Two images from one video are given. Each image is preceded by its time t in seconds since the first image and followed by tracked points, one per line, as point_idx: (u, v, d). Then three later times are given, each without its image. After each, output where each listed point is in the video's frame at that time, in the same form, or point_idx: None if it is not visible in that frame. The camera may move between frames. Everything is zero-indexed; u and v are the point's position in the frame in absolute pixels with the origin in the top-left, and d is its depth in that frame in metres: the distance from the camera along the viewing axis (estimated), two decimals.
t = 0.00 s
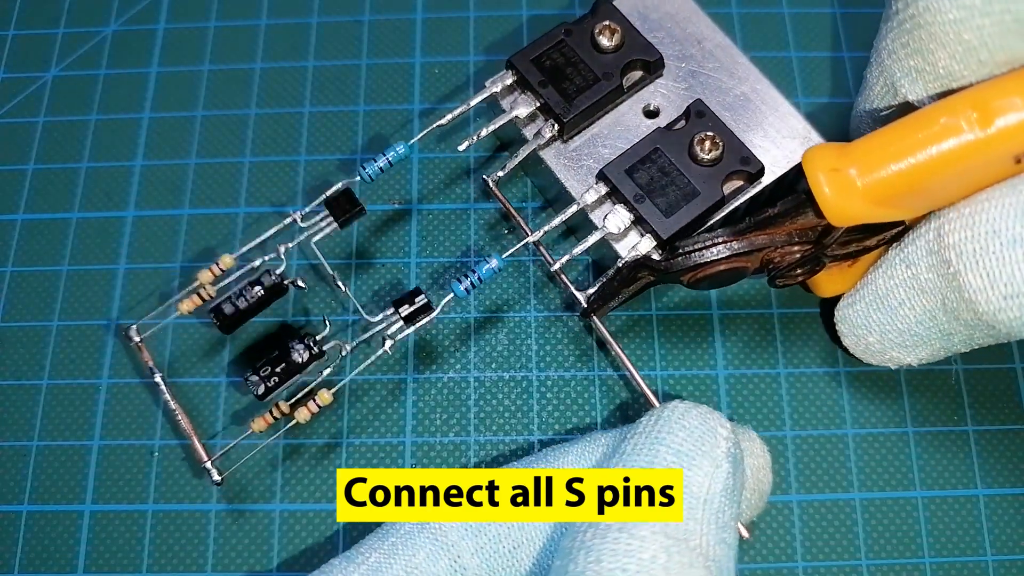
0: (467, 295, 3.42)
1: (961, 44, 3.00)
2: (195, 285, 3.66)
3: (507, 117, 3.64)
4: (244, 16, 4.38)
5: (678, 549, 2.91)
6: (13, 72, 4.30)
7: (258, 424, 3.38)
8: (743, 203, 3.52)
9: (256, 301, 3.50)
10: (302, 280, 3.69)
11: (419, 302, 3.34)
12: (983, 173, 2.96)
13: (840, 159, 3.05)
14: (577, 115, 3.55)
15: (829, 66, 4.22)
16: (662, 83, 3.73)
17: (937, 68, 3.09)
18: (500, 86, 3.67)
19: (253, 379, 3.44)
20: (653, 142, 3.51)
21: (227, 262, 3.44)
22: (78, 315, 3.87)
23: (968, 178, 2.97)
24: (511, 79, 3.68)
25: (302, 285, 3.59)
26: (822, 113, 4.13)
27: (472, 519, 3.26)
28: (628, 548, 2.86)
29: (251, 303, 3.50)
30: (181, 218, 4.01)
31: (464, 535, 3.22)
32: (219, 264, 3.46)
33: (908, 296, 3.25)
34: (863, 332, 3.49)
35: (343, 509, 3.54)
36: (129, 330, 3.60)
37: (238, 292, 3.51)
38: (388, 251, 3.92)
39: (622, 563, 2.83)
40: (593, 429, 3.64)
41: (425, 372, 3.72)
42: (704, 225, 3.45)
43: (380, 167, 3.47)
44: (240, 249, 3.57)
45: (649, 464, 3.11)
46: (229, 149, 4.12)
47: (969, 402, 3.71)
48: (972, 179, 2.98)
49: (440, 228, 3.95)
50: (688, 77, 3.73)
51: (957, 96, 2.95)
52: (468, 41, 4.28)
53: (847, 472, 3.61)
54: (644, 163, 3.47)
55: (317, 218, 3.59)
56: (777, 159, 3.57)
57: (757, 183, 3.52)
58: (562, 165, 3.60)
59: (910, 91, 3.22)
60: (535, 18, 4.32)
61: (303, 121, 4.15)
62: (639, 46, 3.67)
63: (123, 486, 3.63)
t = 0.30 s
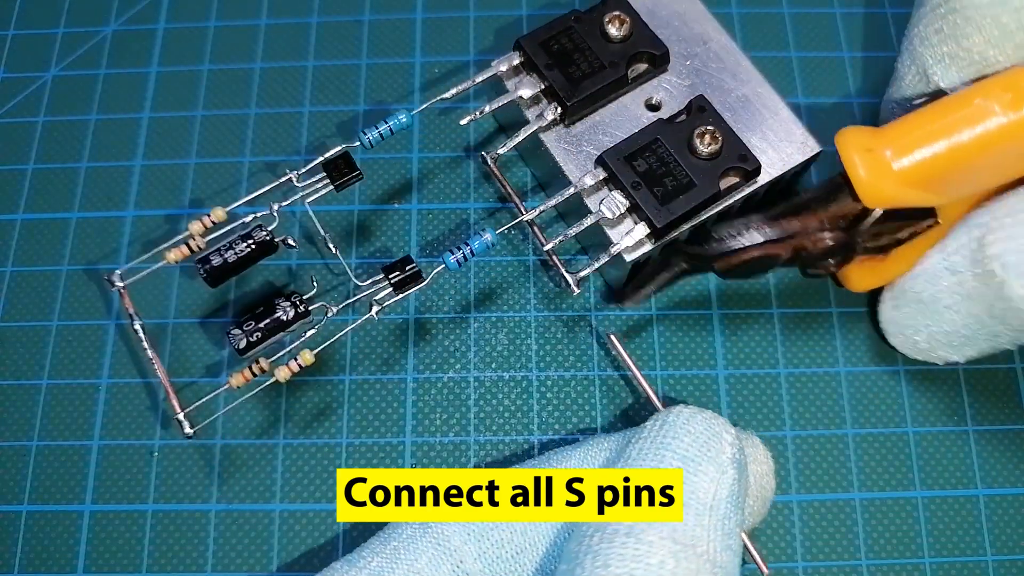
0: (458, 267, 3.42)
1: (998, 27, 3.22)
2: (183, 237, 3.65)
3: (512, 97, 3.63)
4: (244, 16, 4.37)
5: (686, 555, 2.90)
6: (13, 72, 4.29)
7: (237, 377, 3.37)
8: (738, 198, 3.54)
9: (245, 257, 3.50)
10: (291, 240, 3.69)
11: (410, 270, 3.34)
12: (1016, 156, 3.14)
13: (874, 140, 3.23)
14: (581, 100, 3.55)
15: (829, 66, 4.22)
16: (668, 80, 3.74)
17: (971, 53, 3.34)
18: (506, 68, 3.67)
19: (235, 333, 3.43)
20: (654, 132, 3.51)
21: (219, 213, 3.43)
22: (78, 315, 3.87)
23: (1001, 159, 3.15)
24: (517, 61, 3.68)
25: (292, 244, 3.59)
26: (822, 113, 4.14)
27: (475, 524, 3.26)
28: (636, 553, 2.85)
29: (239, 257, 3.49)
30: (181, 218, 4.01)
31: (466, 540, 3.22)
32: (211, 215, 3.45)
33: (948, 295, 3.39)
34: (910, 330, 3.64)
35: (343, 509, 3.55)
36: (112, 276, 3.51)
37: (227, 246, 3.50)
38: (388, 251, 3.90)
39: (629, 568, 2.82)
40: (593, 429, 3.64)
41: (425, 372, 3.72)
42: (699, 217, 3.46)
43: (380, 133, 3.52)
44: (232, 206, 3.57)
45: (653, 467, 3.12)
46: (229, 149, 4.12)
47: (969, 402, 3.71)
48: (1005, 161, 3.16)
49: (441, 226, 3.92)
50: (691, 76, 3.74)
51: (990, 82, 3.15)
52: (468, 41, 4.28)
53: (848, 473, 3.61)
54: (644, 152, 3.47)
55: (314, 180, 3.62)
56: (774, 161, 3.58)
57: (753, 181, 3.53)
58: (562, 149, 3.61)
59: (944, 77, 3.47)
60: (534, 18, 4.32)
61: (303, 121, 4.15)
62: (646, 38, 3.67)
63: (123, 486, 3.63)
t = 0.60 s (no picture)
0: (458, 269, 3.44)
1: None
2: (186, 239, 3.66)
3: (511, 98, 3.63)
4: (244, 17, 4.38)
5: None
6: (14, 73, 4.30)
7: (238, 380, 3.39)
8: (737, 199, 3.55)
9: (246, 259, 3.51)
10: (293, 242, 3.70)
11: (409, 272, 3.34)
12: None
13: None
14: (580, 101, 3.56)
15: (829, 65, 4.22)
16: (667, 80, 3.75)
17: None
18: (505, 69, 3.68)
19: (236, 335, 3.44)
20: (654, 133, 3.52)
21: (220, 216, 3.44)
22: (79, 316, 3.88)
23: None
24: (517, 62, 3.69)
25: (292, 246, 3.60)
26: (822, 113, 4.14)
27: None
28: None
29: (240, 260, 3.50)
30: (182, 219, 4.02)
31: None
32: (212, 218, 3.46)
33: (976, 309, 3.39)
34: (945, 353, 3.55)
35: (343, 509, 3.57)
36: (115, 279, 3.54)
37: (228, 248, 3.51)
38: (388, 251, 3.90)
39: None
40: (593, 429, 3.65)
41: (425, 372, 3.73)
42: (699, 217, 3.47)
43: (380, 135, 3.53)
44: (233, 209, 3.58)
45: None
46: (230, 150, 4.13)
47: (969, 403, 3.71)
48: None
49: (441, 228, 3.92)
50: (691, 76, 3.75)
51: None
52: (468, 41, 4.28)
53: (848, 473, 3.61)
54: (644, 153, 3.48)
55: (314, 182, 3.63)
56: (773, 162, 3.59)
57: (752, 183, 3.54)
58: (562, 150, 3.62)
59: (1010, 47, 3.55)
60: (534, 18, 4.32)
61: (303, 121, 4.16)
62: (646, 39, 3.67)
63: (124, 486, 3.64)
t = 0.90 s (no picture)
0: (457, 269, 3.44)
1: None
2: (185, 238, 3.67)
3: (511, 98, 3.63)
4: (244, 17, 4.38)
5: None
6: (14, 73, 4.30)
7: (238, 380, 3.39)
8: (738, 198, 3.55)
9: (246, 258, 3.51)
10: (292, 242, 3.70)
11: (409, 271, 3.34)
12: None
13: None
14: (581, 101, 3.56)
15: (828, 65, 4.22)
16: (668, 80, 3.76)
17: None
18: (505, 69, 3.68)
19: (236, 334, 3.44)
20: (653, 133, 3.52)
21: (219, 216, 3.44)
22: (79, 316, 3.88)
23: None
24: (517, 62, 3.69)
25: (291, 245, 3.60)
26: (822, 113, 4.14)
27: None
28: None
29: (240, 259, 3.49)
30: (182, 219, 4.02)
31: None
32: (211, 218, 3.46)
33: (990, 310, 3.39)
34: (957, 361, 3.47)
35: (343, 509, 3.57)
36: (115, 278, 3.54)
37: (227, 248, 3.51)
38: (387, 251, 3.89)
39: None
40: (593, 429, 3.65)
41: (425, 372, 3.73)
42: (698, 218, 3.47)
43: (380, 134, 3.53)
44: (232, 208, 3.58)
45: None
46: (230, 150, 4.13)
47: (969, 403, 3.71)
48: None
49: (443, 228, 3.92)
50: (690, 76, 3.75)
51: None
52: (468, 41, 4.28)
53: (848, 473, 3.61)
54: (644, 153, 3.48)
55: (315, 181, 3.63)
56: (773, 162, 3.59)
57: (752, 183, 3.54)
58: (562, 150, 3.62)
59: None
60: (534, 17, 4.32)
61: (303, 121, 4.16)
62: (646, 39, 3.67)
63: (124, 486, 3.64)
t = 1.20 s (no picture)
0: (457, 269, 3.44)
1: None
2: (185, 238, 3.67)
3: (512, 98, 3.63)
4: (244, 17, 4.38)
5: None
6: (14, 73, 4.30)
7: (238, 380, 3.39)
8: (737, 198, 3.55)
9: (245, 258, 3.51)
10: (292, 242, 3.70)
11: (410, 271, 3.34)
12: None
13: None
14: (581, 101, 3.56)
15: (828, 65, 4.22)
16: (667, 81, 3.76)
17: None
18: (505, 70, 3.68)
19: (236, 334, 3.44)
20: (653, 133, 3.52)
21: (220, 216, 3.43)
22: (79, 316, 3.88)
23: None
24: (517, 63, 3.69)
25: (291, 245, 3.60)
26: (822, 113, 4.14)
27: None
28: None
29: (240, 259, 3.49)
30: (182, 218, 4.02)
31: None
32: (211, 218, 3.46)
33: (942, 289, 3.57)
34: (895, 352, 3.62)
35: (343, 509, 3.57)
36: (115, 278, 3.55)
37: (227, 248, 3.51)
38: (388, 250, 3.89)
39: None
40: (593, 430, 3.65)
41: (425, 372, 3.73)
42: (698, 218, 3.47)
43: (380, 135, 3.53)
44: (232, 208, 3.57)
45: None
46: (229, 150, 4.13)
47: (969, 403, 3.71)
48: None
49: (444, 228, 3.92)
50: (690, 76, 3.75)
51: None
52: (468, 41, 4.28)
53: (848, 473, 3.61)
54: (643, 153, 3.49)
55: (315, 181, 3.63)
56: (773, 162, 3.59)
57: (752, 183, 3.54)
58: (562, 150, 3.62)
59: None
60: (534, 17, 4.32)
61: (303, 121, 4.16)
62: (646, 39, 3.67)
63: (124, 486, 3.64)
